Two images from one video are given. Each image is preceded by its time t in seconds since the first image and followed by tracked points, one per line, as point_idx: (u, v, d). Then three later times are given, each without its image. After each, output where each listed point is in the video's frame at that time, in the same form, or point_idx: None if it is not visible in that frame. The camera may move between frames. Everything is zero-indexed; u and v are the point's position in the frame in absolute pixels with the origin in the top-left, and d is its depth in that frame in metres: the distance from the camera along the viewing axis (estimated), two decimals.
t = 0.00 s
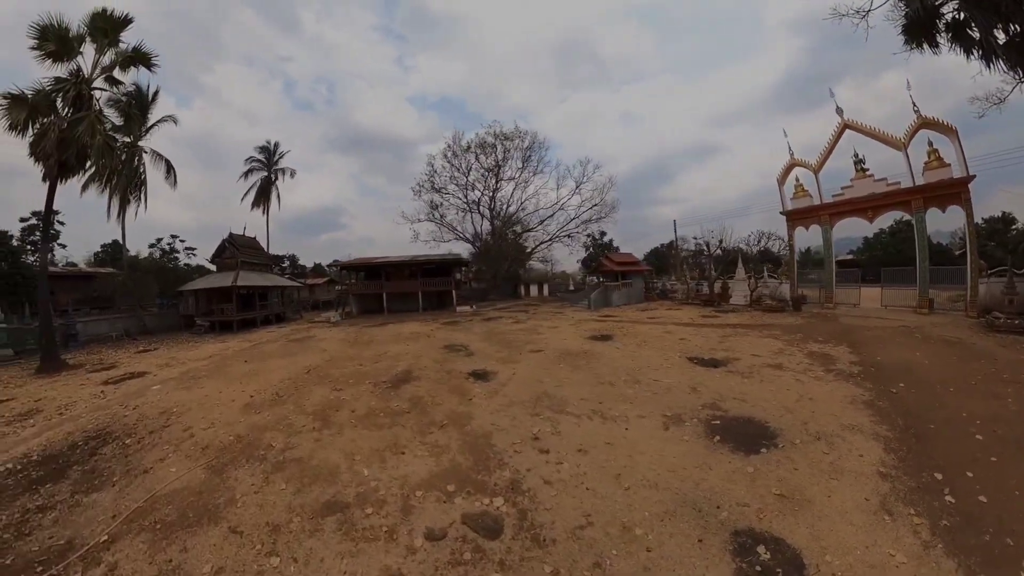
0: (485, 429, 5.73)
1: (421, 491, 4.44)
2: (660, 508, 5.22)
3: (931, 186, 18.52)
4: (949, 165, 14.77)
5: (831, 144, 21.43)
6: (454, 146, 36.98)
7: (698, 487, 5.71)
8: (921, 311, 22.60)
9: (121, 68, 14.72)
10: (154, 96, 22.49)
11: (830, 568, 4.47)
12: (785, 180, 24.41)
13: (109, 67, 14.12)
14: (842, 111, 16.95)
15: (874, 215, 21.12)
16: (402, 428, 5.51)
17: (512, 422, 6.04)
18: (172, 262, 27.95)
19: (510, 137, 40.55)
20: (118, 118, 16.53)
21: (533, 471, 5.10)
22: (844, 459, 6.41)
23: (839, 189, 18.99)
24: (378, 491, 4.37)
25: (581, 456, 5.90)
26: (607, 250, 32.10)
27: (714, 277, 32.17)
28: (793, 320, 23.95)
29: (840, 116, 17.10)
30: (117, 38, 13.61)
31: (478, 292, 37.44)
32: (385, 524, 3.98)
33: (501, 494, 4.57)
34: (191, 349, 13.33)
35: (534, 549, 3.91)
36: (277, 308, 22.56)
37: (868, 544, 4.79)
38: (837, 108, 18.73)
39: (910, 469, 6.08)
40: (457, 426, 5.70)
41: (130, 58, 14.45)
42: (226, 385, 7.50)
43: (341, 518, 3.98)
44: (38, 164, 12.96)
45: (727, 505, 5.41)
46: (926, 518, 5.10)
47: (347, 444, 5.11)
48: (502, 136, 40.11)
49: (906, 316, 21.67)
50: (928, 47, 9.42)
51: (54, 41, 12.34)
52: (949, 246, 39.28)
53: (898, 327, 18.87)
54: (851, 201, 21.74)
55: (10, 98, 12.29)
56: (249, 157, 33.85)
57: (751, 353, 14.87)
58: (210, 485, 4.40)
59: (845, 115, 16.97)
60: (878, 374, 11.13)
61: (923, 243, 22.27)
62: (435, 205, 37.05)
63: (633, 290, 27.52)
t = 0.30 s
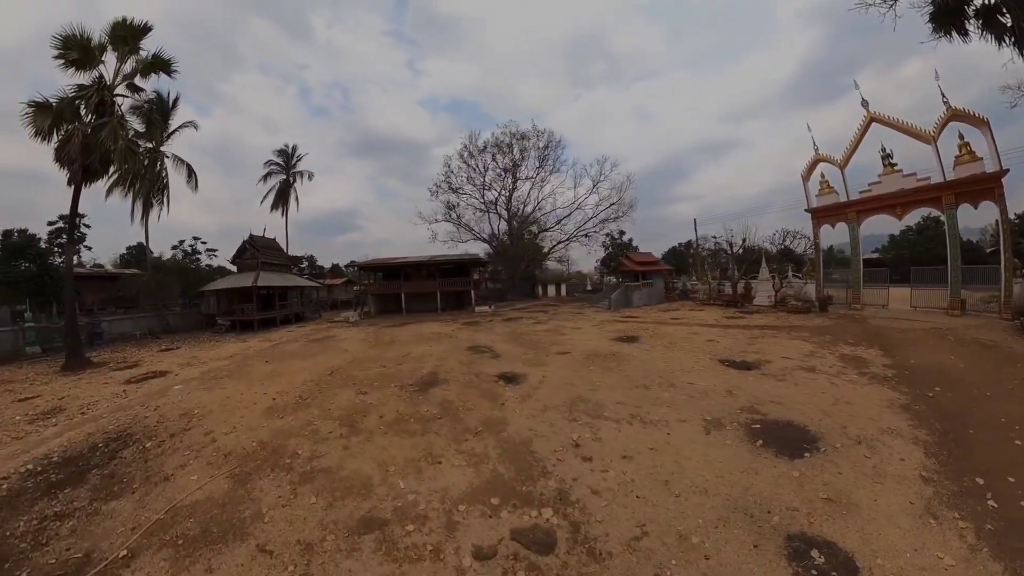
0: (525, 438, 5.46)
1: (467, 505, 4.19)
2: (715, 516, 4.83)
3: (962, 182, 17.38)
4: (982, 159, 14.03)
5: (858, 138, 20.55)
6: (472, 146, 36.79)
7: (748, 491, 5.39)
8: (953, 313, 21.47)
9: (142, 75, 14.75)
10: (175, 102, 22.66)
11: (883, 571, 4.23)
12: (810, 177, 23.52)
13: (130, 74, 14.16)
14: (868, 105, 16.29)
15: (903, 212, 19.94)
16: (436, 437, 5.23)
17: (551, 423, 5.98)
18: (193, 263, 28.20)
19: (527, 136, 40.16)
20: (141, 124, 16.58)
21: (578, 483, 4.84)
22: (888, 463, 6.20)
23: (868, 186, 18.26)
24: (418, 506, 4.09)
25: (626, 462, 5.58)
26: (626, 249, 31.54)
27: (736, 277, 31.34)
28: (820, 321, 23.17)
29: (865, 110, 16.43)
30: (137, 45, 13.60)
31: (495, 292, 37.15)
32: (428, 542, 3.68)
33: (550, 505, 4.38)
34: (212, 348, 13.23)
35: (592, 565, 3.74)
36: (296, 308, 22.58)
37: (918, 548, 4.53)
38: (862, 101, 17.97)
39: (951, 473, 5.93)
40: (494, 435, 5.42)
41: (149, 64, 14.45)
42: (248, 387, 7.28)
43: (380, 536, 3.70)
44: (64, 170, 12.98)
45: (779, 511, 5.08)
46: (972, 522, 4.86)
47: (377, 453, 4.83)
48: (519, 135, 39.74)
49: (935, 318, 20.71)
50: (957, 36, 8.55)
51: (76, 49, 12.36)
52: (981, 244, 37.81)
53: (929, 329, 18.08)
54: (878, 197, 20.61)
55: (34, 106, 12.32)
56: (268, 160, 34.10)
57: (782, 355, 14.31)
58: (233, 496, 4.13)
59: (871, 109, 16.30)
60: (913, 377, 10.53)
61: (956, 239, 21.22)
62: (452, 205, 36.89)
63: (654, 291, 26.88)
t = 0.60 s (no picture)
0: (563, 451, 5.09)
1: (512, 519, 3.89)
2: (774, 522, 4.67)
3: (998, 172, 16.12)
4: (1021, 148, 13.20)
5: (886, 130, 19.56)
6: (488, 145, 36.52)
7: (802, 497, 5.21)
8: (989, 313, 19.93)
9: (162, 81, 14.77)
10: (195, 108, 22.83)
11: None
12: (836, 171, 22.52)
13: (151, 80, 14.18)
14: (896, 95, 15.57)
15: (937, 205, 18.58)
16: (470, 445, 4.92)
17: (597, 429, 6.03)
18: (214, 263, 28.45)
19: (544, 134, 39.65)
20: (162, 129, 16.64)
21: (626, 492, 4.59)
22: (936, 466, 5.85)
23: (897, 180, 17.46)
24: (457, 521, 3.78)
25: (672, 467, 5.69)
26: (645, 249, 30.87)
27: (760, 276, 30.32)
28: (851, 321, 22.25)
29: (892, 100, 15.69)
30: (157, 51, 13.59)
31: (513, 292, 36.74)
32: (474, 564, 3.35)
33: (601, 518, 4.08)
34: (231, 346, 13.09)
35: None
36: (316, 307, 22.57)
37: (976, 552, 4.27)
38: (890, 91, 17.08)
39: (1005, 477, 5.51)
40: (533, 445, 5.08)
41: (169, 70, 14.45)
42: (268, 386, 7.06)
43: (417, 556, 3.38)
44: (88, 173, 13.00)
45: (835, 515, 4.86)
46: None
47: (406, 462, 4.52)
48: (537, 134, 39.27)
49: (969, 319, 19.58)
50: (988, 18, 7.57)
51: (97, 55, 12.36)
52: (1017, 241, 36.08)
53: (965, 328, 17.19)
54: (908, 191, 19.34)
55: (59, 111, 12.35)
56: (286, 162, 34.34)
57: (815, 357, 13.68)
58: (253, 506, 3.86)
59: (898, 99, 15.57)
60: (955, 379, 9.80)
61: (991, 234, 20.08)
62: (468, 204, 36.63)
63: (676, 290, 26.11)
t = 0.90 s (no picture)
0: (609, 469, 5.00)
1: (564, 543, 3.53)
2: (834, 533, 4.58)
3: None
4: None
5: (916, 122, 18.51)
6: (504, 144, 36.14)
7: (859, 507, 5.04)
8: None
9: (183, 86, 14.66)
10: (215, 113, 22.93)
11: None
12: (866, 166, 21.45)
13: (170, 86, 14.11)
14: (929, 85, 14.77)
15: (972, 201, 17.43)
16: (509, 459, 4.59)
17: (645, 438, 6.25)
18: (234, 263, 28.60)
19: (560, 133, 39.08)
20: (182, 133, 16.63)
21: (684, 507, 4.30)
22: (990, 476, 5.64)
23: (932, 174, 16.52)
24: (506, 547, 3.43)
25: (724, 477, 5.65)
26: (666, 248, 30.14)
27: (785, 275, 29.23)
28: (883, 322, 21.39)
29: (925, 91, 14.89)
30: (176, 57, 13.54)
31: (530, 293, 36.32)
32: None
33: (659, 537, 3.78)
34: (250, 346, 12.95)
35: None
36: (335, 306, 22.50)
37: None
38: (919, 81, 16.16)
39: None
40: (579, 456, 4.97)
41: (189, 76, 14.39)
42: (288, 389, 6.79)
43: None
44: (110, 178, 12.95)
45: (893, 524, 4.72)
46: None
47: (441, 477, 4.19)
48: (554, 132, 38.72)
49: (1010, 321, 18.62)
50: None
51: (118, 61, 12.33)
52: None
53: (1006, 331, 16.33)
54: (941, 185, 18.19)
55: (81, 116, 12.30)
56: (304, 164, 34.42)
57: (852, 360, 13.00)
58: (274, 527, 3.54)
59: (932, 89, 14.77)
60: (1001, 385, 9.15)
61: None
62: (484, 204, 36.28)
63: (699, 290, 25.35)
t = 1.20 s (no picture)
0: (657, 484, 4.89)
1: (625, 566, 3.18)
2: (893, 541, 4.30)
3: None
4: None
5: (949, 112, 17.62)
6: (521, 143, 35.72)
7: (914, 513, 4.76)
8: None
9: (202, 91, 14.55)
10: (234, 116, 23.00)
11: None
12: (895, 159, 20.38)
13: (190, 90, 14.03)
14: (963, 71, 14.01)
15: (1010, 193, 16.39)
16: (553, 471, 4.24)
17: (689, 445, 5.90)
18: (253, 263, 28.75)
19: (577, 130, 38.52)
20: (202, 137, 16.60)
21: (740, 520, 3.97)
22: None
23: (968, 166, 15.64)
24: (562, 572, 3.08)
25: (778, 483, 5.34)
26: (688, 247, 29.36)
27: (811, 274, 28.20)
28: (917, 323, 20.49)
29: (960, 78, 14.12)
30: (194, 62, 13.47)
31: (548, 292, 35.88)
32: None
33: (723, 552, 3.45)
34: (268, 345, 12.80)
35: None
36: (354, 306, 22.42)
37: None
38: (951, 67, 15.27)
39: None
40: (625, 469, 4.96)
41: (208, 80, 14.31)
42: (309, 391, 6.52)
43: None
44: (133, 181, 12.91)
45: (950, 530, 4.45)
46: None
47: (479, 493, 3.86)
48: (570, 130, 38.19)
49: None
50: None
51: (138, 67, 12.30)
52: None
53: None
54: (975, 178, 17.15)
55: (102, 121, 12.27)
56: (321, 166, 34.52)
57: (890, 362, 12.31)
58: (297, 549, 3.23)
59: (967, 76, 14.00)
60: None
61: None
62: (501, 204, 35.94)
63: (722, 290, 24.60)
